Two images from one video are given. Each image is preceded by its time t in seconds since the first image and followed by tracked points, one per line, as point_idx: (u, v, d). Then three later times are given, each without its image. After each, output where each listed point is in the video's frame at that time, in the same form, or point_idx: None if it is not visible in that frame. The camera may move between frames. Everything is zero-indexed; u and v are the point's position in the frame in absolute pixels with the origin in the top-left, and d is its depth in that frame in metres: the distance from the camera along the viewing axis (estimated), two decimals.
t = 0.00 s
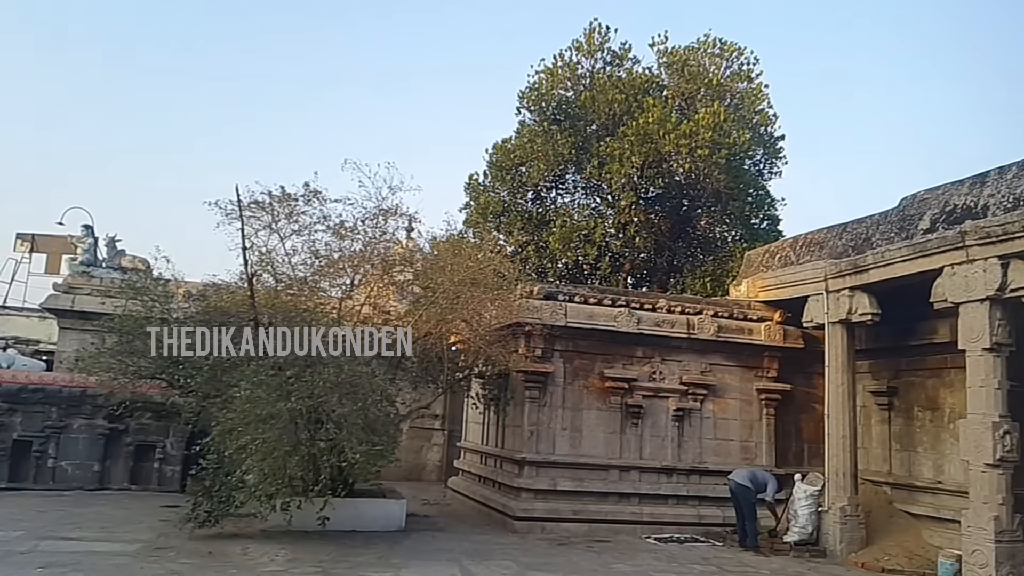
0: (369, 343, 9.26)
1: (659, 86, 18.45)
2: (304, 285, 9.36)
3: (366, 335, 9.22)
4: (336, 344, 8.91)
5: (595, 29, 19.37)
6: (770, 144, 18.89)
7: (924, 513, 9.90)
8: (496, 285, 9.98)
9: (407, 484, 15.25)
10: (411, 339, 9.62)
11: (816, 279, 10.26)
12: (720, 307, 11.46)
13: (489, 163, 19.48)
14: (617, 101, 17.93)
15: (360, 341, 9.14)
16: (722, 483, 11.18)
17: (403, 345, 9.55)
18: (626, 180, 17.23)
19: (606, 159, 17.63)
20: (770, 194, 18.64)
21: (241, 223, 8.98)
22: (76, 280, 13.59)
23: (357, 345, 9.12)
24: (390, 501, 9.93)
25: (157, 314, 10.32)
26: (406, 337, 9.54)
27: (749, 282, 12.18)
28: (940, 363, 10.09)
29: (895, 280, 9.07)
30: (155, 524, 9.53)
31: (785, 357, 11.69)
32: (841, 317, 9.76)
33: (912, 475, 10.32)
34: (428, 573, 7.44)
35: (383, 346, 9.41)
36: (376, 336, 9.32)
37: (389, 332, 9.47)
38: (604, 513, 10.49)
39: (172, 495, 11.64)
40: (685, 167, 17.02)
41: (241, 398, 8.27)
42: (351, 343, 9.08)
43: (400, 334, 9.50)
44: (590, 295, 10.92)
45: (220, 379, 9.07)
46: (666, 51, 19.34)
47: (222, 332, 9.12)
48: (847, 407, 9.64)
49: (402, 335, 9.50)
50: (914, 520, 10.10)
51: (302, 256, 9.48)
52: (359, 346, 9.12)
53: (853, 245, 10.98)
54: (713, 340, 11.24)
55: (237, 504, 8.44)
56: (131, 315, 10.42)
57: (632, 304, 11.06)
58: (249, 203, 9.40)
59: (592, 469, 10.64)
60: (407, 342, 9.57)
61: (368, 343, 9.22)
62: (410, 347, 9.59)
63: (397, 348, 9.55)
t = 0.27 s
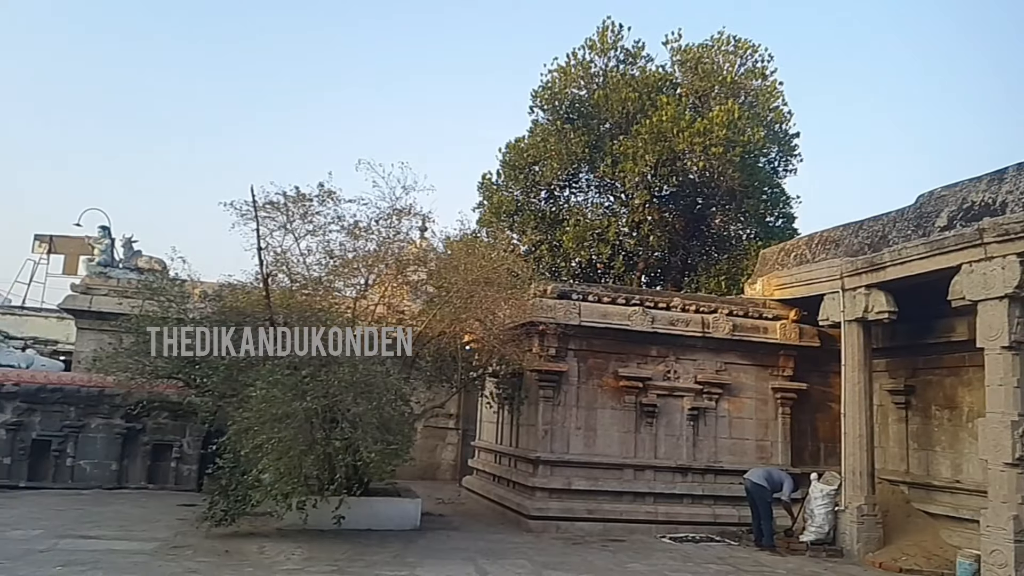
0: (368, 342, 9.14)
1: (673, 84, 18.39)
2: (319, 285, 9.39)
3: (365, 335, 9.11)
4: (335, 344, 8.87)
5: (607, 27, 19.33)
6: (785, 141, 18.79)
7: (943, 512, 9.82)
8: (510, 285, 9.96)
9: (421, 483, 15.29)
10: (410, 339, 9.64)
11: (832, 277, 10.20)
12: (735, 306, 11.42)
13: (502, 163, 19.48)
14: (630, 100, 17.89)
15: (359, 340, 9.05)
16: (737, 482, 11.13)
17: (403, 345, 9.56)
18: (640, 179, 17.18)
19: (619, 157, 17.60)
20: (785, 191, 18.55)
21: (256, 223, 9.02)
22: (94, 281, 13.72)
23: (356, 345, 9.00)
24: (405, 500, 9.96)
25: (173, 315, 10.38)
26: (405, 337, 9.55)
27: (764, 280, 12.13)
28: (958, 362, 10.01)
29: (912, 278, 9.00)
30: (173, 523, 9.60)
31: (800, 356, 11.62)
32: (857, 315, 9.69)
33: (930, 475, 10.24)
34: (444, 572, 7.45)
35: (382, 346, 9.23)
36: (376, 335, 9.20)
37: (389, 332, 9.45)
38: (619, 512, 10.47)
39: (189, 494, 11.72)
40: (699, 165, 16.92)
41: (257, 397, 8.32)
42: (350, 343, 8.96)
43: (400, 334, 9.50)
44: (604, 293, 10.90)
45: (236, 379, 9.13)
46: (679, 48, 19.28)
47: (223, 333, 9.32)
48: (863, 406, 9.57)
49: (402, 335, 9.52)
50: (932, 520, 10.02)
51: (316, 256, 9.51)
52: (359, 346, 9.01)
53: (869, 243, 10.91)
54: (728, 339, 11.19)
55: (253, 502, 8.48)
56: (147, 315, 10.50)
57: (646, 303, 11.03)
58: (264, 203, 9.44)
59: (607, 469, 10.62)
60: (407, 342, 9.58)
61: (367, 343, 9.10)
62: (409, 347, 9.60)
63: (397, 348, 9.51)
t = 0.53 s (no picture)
0: (368, 343, 9.00)
1: (687, 82, 18.32)
2: (335, 285, 9.42)
3: (365, 335, 9.00)
4: (335, 344, 8.86)
5: (621, 25, 19.28)
6: (800, 138, 18.68)
7: (962, 512, 9.72)
8: (524, 284, 9.95)
9: (437, 483, 15.33)
10: (409, 339, 9.49)
11: (848, 275, 10.14)
12: (751, 304, 11.37)
13: (516, 162, 19.48)
14: (645, 98, 17.84)
15: (359, 340, 8.95)
16: (754, 482, 11.08)
17: (403, 345, 9.39)
18: (655, 177, 17.13)
19: (634, 156, 17.55)
20: (801, 189, 18.44)
21: (272, 224, 9.07)
22: (112, 282, 13.86)
23: (357, 345, 8.91)
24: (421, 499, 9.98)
25: (190, 315, 10.45)
26: (405, 337, 9.39)
27: (780, 279, 12.07)
28: (977, 360, 9.91)
29: (930, 276, 8.92)
30: (190, 522, 9.67)
31: (817, 355, 11.55)
32: (874, 313, 9.62)
33: (949, 474, 10.15)
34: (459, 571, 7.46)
35: (383, 347, 9.10)
36: (376, 335, 9.05)
37: (389, 332, 9.29)
38: (634, 512, 10.45)
39: (206, 493, 11.80)
40: (714, 164, 16.80)
41: (274, 397, 8.36)
42: (350, 343, 8.90)
43: (399, 334, 9.34)
44: (619, 292, 10.88)
45: (253, 379, 9.18)
46: (694, 46, 19.20)
47: (222, 333, 9.55)
48: (881, 405, 9.49)
49: (402, 335, 9.35)
50: (951, 520, 9.92)
51: (332, 257, 9.55)
52: (359, 346, 8.91)
53: (886, 241, 10.82)
54: (744, 338, 11.14)
55: (270, 501, 8.53)
56: (165, 315, 10.57)
57: (661, 302, 11.00)
58: (279, 204, 9.49)
59: (622, 468, 10.60)
60: (407, 341, 9.42)
61: (367, 343, 8.97)
62: (409, 347, 9.43)
63: (397, 348, 9.32)
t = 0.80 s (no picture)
0: (367, 343, 8.93)
1: (702, 81, 18.27)
2: (351, 286, 9.47)
3: (364, 334, 8.96)
4: (335, 344, 8.90)
5: (636, 24, 19.25)
6: (817, 137, 18.56)
7: (983, 513, 9.62)
8: (539, 284, 9.94)
9: (453, 483, 15.36)
10: (410, 339, 9.31)
11: (866, 274, 10.07)
12: (767, 304, 11.31)
13: (530, 162, 19.48)
14: (660, 97, 17.80)
15: (358, 339, 8.92)
16: (771, 483, 11.02)
17: (403, 345, 9.21)
18: (670, 177, 17.08)
19: (649, 155, 17.51)
20: (818, 188, 18.33)
21: (288, 225, 9.12)
22: (131, 284, 13.99)
23: (357, 344, 8.88)
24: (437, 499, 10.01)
25: (208, 316, 10.52)
26: (405, 336, 9.23)
27: (797, 278, 12.02)
28: (997, 359, 9.81)
29: (949, 275, 8.83)
30: (209, 521, 9.74)
31: (835, 355, 11.47)
32: (892, 313, 9.53)
33: (969, 475, 10.04)
34: (476, 571, 7.46)
35: (383, 346, 8.98)
36: (375, 334, 8.98)
37: (389, 331, 9.15)
38: (651, 513, 10.41)
39: (224, 493, 11.88)
40: (730, 163, 16.72)
41: (291, 397, 8.41)
42: (350, 343, 8.90)
43: (399, 333, 9.19)
44: (634, 292, 10.86)
45: (270, 380, 9.23)
46: (709, 45, 19.14)
47: (223, 333, 9.85)
48: (900, 405, 9.41)
49: (402, 334, 9.20)
50: (971, 521, 9.82)
51: (348, 258, 9.59)
52: (359, 346, 8.88)
53: (904, 239, 10.74)
54: (761, 337, 11.08)
55: (288, 502, 8.57)
56: (183, 317, 10.66)
57: (677, 302, 10.97)
58: (296, 206, 9.54)
59: (638, 469, 10.58)
60: (407, 341, 9.24)
61: (366, 343, 8.91)
62: (410, 347, 9.25)
63: (397, 348, 9.16)
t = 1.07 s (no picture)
0: (367, 342, 8.99)
1: (718, 80, 18.20)
2: (367, 287, 9.51)
3: (365, 334, 9.03)
4: (336, 343, 9.04)
5: (651, 24, 19.21)
6: (834, 136, 18.44)
7: (1005, 514, 9.51)
8: (555, 285, 9.93)
9: (470, 483, 15.38)
10: (410, 340, 9.23)
11: (885, 273, 9.98)
12: (785, 304, 11.25)
13: (546, 163, 19.47)
14: (675, 97, 17.76)
15: (359, 339, 9.00)
16: (790, 483, 10.95)
17: (403, 345, 9.13)
18: (686, 176, 17.02)
19: (665, 155, 17.47)
20: (835, 187, 18.21)
21: (305, 228, 9.17)
22: (150, 286, 14.12)
23: (357, 344, 8.96)
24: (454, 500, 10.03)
25: (226, 318, 10.60)
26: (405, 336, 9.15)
27: (815, 278, 11.95)
28: (1019, 359, 9.69)
29: (969, 274, 8.74)
30: (228, 522, 9.82)
31: (854, 355, 11.39)
32: (911, 312, 9.45)
33: (991, 476, 9.94)
34: (494, 572, 7.47)
35: (382, 346, 8.97)
36: (375, 334, 9.02)
37: (389, 331, 9.11)
38: (668, 514, 10.38)
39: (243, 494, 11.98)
40: (746, 162, 16.66)
41: (308, 399, 8.45)
42: (350, 343, 9.00)
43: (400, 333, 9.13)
44: (650, 293, 10.84)
45: (288, 381, 9.28)
46: (725, 44, 19.07)
47: (223, 334, 10.23)
48: (919, 405, 9.32)
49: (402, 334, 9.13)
50: (993, 522, 9.72)
51: (364, 259, 9.62)
52: (359, 345, 8.95)
53: (923, 238, 10.64)
54: (779, 338, 11.02)
55: (306, 502, 8.62)
56: (202, 319, 10.74)
57: (693, 302, 10.94)
58: (312, 208, 9.59)
59: (655, 470, 10.55)
60: (407, 341, 9.15)
61: (366, 343, 8.98)
62: (410, 347, 9.16)
63: (398, 348, 9.08)
